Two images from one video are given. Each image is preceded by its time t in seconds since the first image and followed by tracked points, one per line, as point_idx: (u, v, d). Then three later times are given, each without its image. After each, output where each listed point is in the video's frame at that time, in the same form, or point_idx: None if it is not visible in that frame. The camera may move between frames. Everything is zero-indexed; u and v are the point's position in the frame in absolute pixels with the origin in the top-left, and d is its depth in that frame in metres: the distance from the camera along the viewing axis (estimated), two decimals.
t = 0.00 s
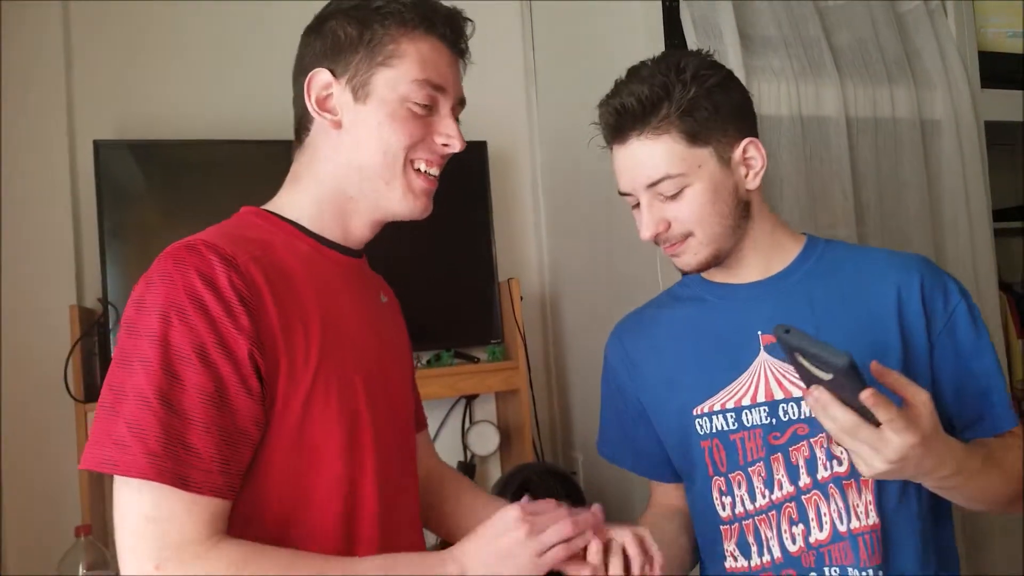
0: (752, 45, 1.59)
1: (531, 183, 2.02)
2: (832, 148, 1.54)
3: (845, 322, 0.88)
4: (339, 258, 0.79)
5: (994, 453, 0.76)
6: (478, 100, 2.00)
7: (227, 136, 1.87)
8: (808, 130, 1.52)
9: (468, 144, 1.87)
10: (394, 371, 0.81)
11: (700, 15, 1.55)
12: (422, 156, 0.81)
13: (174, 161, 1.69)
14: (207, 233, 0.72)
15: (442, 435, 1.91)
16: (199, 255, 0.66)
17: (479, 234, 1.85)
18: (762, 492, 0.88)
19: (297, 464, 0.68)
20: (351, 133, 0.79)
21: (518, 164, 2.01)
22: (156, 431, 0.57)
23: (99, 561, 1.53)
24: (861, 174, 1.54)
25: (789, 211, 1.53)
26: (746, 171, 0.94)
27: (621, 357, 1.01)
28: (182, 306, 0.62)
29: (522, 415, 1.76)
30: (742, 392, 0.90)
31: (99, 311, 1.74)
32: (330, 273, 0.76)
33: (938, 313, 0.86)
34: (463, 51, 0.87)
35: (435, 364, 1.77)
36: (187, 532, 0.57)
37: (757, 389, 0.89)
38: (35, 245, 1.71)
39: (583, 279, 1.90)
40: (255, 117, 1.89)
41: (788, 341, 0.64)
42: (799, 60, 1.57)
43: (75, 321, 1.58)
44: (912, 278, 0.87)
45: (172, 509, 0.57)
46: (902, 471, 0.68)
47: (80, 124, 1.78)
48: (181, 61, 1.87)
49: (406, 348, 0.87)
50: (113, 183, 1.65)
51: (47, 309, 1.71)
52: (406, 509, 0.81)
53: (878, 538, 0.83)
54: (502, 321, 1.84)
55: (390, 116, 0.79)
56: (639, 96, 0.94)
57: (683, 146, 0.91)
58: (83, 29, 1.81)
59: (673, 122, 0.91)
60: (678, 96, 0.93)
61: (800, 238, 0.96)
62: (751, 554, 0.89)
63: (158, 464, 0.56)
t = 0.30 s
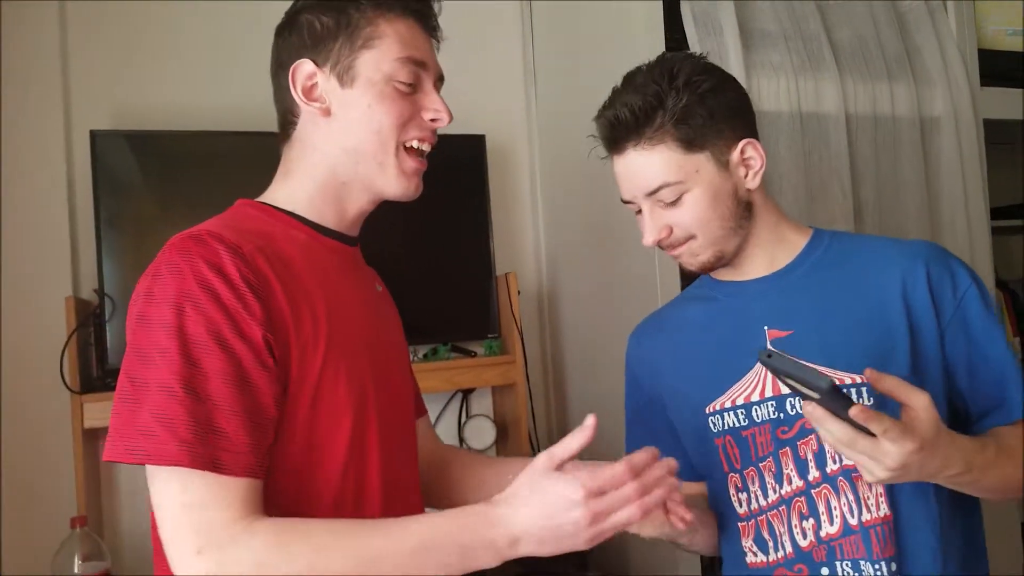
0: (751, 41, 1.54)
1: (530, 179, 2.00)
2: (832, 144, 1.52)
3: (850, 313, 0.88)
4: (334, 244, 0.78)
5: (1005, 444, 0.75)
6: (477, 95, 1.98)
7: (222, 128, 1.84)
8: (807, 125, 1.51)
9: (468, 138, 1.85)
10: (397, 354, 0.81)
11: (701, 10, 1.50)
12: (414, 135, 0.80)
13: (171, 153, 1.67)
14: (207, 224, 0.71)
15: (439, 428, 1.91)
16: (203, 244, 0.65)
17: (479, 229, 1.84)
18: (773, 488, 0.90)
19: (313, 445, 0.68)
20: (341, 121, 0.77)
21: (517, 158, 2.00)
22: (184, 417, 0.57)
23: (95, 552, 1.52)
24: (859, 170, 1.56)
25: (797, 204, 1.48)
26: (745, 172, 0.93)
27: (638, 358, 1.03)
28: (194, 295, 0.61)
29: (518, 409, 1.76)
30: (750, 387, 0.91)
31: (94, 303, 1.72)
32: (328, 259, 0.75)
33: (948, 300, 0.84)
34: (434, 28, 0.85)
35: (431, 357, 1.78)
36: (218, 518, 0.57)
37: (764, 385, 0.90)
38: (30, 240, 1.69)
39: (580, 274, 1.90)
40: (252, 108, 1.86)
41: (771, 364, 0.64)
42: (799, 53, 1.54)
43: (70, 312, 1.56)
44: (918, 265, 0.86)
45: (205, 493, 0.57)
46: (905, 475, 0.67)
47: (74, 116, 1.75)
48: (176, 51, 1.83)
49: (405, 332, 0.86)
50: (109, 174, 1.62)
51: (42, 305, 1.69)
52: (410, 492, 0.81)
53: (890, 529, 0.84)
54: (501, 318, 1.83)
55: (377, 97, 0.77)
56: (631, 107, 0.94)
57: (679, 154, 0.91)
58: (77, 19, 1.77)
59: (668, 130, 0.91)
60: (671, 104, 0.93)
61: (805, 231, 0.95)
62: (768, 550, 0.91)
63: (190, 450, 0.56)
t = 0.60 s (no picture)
0: (750, 33, 1.52)
1: (524, 168, 2.00)
2: (827, 137, 1.52)
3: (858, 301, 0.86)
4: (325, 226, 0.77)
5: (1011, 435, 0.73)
6: (472, 82, 1.97)
7: (214, 112, 1.81)
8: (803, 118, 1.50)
9: (462, 126, 1.84)
10: (388, 333, 0.81)
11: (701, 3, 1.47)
12: (411, 115, 0.79)
13: (161, 136, 1.64)
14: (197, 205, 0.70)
15: (431, 417, 1.91)
16: (198, 221, 0.65)
17: (473, 218, 1.83)
18: (779, 480, 0.90)
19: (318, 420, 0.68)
20: (336, 100, 0.75)
21: (510, 147, 1.99)
22: (210, 388, 0.57)
23: (82, 539, 1.51)
24: (853, 164, 1.56)
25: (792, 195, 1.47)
26: (741, 165, 0.92)
27: (645, 346, 1.02)
28: (197, 269, 0.60)
29: (510, 399, 1.77)
30: (755, 379, 0.91)
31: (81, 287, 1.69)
32: (320, 238, 0.75)
33: (957, 291, 0.82)
34: (428, 9, 0.85)
35: (424, 347, 1.76)
36: (254, 490, 0.56)
37: (770, 377, 0.90)
38: (16, 223, 1.66)
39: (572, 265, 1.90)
40: (244, 93, 1.84)
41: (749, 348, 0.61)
42: (797, 47, 1.53)
43: (56, 296, 1.54)
44: (929, 256, 0.83)
45: (239, 466, 0.56)
46: (892, 459, 0.65)
47: (61, 97, 1.72)
48: (167, 33, 1.80)
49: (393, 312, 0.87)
50: (97, 156, 1.59)
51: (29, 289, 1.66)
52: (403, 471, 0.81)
53: (898, 524, 0.83)
54: (493, 307, 1.82)
55: (373, 76, 0.76)
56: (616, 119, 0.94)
57: (670, 160, 0.90)
58: None
59: (655, 139, 0.91)
60: (655, 114, 0.92)
61: (813, 220, 0.93)
62: (772, 541, 0.92)
63: (219, 419, 0.56)
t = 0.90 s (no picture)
0: (742, 21, 1.51)
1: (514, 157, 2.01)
2: (819, 124, 1.52)
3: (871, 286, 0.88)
4: (321, 215, 0.74)
5: None
6: (462, 71, 1.96)
7: (204, 100, 1.81)
8: (794, 104, 1.50)
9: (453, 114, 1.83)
10: (382, 333, 0.78)
11: None
12: (409, 90, 0.76)
13: (150, 123, 1.63)
14: (187, 191, 0.67)
15: (420, 406, 1.90)
16: (188, 210, 0.61)
17: (464, 207, 1.83)
18: (782, 464, 0.90)
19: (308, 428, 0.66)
20: (332, 77, 0.73)
21: (501, 137, 1.99)
22: (194, 395, 0.53)
23: (70, 528, 1.51)
24: (843, 152, 1.56)
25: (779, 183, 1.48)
26: (763, 156, 0.91)
27: (638, 320, 1.03)
28: (184, 263, 0.57)
29: (501, 387, 1.76)
30: (762, 360, 0.92)
31: (70, 275, 1.69)
32: (315, 232, 0.72)
33: (972, 269, 0.87)
34: None
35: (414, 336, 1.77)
36: (238, 502, 0.53)
37: (779, 359, 0.91)
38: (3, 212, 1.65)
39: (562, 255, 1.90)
40: (235, 81, 1.83)
41: (853, 275, 0.66)
42: (788, 34, 1.52)
43: (44, 284, 1.53)
44: (944, 238, 0.87)
45: (223, 476, 0.53)
46: (972, 407, 0.68)
47: (49, 85, 1.70)
48: (156, 20, 1.79)
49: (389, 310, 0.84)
50: (85, 143, 1.58)
51: (17, 278, 1.65)
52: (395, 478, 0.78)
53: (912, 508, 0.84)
54: (484, 297, 1.83)
55: (369, 51, 0.73)
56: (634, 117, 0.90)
57: (696, 160, 0.88)
58: None
59: (682, 141, 0.88)
60: (678, 112, 0.88)
61: (821, 206, 0.96)
62: (770, 525, 0.91)
63: (202, 428, 0.53)
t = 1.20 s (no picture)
0: (732, 22, 1.53)
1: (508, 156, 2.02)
2: (811, 123, 1.53)
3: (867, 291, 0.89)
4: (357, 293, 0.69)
5: None
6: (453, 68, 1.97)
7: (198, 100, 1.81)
8: (785, 104, 1.51)
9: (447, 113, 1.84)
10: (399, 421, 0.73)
11: None
12: (418, 115, 0.75)
13: (143, 124, 1.64)
14: (227, 260, 0.60)
15: (414, 406, 1.91)
16: (244, 303, 0.55)
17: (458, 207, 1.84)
18: (778, 467, 0.92)
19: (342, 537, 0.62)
20: (345, 138, 0.70)
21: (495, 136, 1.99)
22: (241, 534, 0.50)
23: (64, 530, 1.50)
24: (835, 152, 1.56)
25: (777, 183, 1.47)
26: (769, 162, 0.91)
27: (634, 320, 1.05)
28: (238, 377, 0.52)
29: (495, 387, 1.77)
30: (758, 363, 0.93)
31: (64, 275, 1.69)
32: (354, 312, 0.67)
33: (966, 275, 0.87)
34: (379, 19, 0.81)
35: (408, 336, 1.79)
36: None
37: (775, 362, 0.92)
38: None
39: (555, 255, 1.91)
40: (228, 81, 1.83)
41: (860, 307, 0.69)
42: (778, 34, 1.54)
43: (39, 285, 1.53)
44: (940, 243, 0.87)
45: None
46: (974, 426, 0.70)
47: (42, 86, 1.71)
48: (149, 20, 1.80)
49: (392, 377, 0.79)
50: (79, 144, 1.59)
51: (10, 278, 1.65)
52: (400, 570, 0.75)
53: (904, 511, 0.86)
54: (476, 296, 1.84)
55: (365, 90, 0.72)
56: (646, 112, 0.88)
57: (704, 161, 0.87)
58: None
59: (691, 141, 0.86)
60: (691, 111, 0.86)
61: (817, 205, 0.96)
62: (765, 527, 0.94)
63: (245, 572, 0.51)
